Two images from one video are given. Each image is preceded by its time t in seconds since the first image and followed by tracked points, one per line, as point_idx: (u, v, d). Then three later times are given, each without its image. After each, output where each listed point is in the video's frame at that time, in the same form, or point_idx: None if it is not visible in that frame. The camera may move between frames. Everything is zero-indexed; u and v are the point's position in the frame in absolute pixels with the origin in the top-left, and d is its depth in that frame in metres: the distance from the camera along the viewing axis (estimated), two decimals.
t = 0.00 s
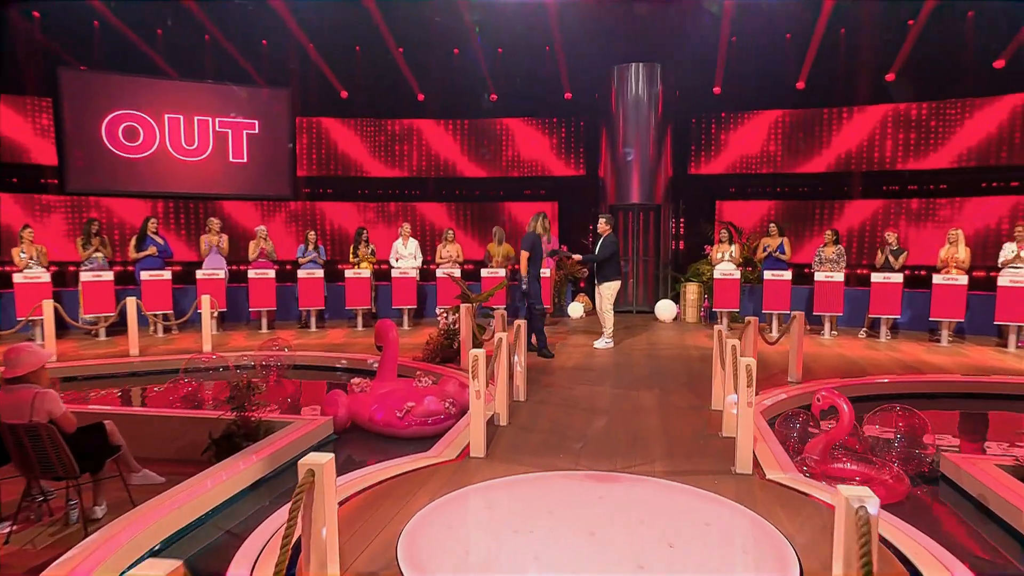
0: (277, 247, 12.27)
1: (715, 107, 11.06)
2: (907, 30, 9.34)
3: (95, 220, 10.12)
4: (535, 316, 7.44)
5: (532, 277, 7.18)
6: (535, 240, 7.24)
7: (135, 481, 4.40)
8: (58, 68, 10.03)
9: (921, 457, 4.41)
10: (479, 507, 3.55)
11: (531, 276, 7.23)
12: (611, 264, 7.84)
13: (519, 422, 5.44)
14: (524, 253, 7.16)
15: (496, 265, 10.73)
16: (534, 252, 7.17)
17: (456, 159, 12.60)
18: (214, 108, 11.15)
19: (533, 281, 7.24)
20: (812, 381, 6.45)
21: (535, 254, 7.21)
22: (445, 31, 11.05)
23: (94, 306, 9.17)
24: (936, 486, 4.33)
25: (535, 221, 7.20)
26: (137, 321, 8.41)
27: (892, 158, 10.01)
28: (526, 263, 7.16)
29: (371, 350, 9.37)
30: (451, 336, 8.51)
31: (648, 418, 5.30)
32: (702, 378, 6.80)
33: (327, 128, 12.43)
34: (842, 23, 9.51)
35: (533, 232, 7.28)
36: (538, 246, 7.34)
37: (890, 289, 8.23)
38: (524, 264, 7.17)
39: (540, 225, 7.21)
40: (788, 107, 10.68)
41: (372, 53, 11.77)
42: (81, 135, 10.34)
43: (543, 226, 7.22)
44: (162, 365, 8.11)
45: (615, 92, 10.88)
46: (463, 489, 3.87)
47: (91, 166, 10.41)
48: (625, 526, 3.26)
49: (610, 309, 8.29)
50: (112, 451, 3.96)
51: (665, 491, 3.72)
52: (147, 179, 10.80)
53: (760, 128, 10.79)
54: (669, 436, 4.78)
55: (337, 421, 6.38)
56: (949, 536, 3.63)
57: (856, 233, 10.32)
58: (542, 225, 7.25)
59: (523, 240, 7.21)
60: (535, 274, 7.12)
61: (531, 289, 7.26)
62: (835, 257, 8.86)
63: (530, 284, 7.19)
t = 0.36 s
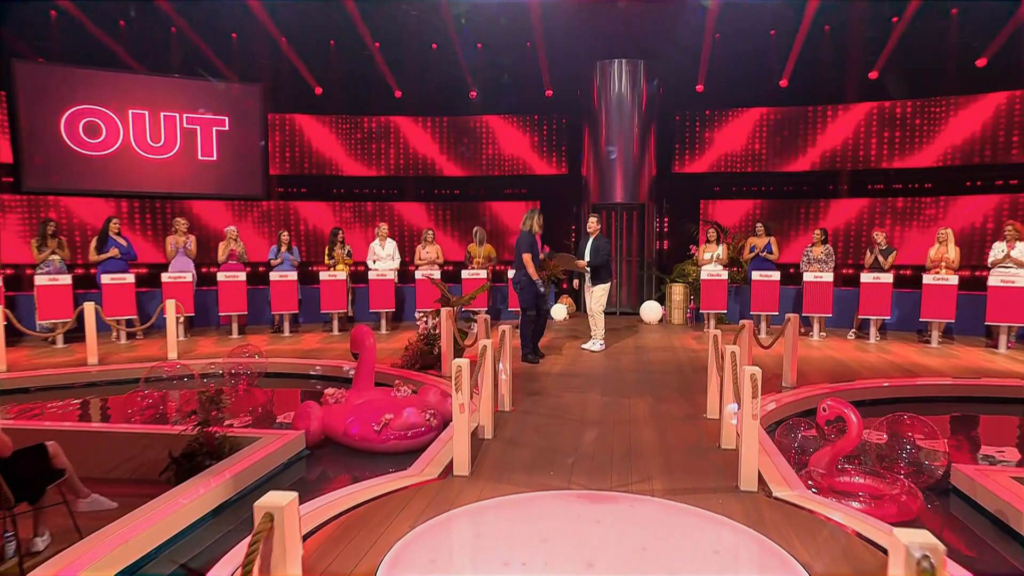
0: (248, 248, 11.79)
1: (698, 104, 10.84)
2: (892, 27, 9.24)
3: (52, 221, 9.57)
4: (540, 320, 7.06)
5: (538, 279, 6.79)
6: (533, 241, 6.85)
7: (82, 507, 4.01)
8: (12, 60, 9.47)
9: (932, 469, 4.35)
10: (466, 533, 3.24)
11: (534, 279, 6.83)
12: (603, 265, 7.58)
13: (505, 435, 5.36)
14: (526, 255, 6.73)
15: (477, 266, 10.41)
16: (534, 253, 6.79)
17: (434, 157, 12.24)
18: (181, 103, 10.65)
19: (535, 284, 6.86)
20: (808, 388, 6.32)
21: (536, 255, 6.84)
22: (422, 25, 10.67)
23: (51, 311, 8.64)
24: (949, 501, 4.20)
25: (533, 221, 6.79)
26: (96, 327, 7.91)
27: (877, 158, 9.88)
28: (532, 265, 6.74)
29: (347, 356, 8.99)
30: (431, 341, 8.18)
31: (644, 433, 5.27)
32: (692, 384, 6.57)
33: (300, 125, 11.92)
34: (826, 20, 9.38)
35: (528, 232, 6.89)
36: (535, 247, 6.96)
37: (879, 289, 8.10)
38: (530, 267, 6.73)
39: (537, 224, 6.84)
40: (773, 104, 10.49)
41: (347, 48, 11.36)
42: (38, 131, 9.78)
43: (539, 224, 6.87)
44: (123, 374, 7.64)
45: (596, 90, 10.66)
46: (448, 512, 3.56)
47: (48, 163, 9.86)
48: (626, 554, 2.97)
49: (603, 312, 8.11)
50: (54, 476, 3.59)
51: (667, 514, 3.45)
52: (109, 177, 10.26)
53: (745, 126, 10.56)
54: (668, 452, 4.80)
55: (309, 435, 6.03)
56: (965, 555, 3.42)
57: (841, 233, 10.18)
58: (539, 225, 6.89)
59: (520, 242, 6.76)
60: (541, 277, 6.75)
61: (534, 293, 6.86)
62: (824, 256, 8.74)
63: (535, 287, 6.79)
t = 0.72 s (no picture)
0: (218, 252, 11.30)
1: (684, 104, 10.61)
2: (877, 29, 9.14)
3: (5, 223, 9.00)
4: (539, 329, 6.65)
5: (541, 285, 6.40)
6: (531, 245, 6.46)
7: (16, 541, 3.68)
8: None
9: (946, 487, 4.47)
10: (449, 567, 2.91)
11: (535, 285, 6.41)
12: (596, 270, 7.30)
13: (489, 453, 5.39)
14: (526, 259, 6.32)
15: (458, 270, 10.08)
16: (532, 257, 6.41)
17: (414, 157, 11.90)
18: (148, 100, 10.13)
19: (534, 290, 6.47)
20: (803, 399, 6.29)
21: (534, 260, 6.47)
22: (401, 20, 10.36)
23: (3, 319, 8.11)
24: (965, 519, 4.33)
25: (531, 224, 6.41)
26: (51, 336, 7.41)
27: (863, 160, 9.78)
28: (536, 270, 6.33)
29: (322, 365, 8.60)
30: (410, 349, 7.84)
31: (640, 450, 5.38)
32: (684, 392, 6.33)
33: (275, 125, 11.53)
34: (812, 20, 9.24)
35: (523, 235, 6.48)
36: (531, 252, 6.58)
37: (870, 294, 7.97)
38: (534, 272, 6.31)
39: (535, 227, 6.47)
40: (759, 105, 10.31)
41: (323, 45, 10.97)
42: None
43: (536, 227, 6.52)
44: (79, 386, 7.16)
45: (580, 93, 10.39)
46: (427, 544, 3.22)
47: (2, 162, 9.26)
48: None
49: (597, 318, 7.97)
50: None
51: (668, 541, 3.17)
52: (70, 177, 9.68)
53: (731, 126, 10.40)
54: (664, 476, 4.86)
55: (278, 453, 5.73)
56: None
57: (828, 236, 10.00)
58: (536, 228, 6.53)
59: (518, 246, 6.33)
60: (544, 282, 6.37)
61: (535, 300, 6.44)
62: (814, 260, 8.60)
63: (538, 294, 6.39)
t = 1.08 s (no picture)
0: (183, 250, 10.70)
1: (672, 98, 10.27)
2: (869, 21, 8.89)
3: None
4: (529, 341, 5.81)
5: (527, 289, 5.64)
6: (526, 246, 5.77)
7: None
8: None
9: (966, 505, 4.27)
10: None
11: (523, 290, 5.72)
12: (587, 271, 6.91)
13: (471, 470, 5.05)
14: (513, 260, 5.64)
15: (437, 269, 9.64)
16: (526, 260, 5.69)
17: (391, 152, 11.39)
18: (107, 89, 9.47)
19: (522, 296, 5.70)
20: (800, 406, 6.03)
21: (526, 262, 5.74)
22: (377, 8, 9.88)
23: None
24: (983, 539, 4.20)
25: (530, 222, 5.76)
26: None
27: (855, 156, 9.50)
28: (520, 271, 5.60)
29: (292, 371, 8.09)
30: (386, 354, 7.40)
31: (635, 467, 5.07)
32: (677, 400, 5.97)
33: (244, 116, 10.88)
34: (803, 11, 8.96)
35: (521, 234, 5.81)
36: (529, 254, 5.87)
37: (866, 293, 7.69)
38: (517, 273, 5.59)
39: (536, 227, 5.79)
40: (748, 99, 9.97)
41: (294, 33, 10.42)
42: None
43: (540, 228, 5.82)
44: (24, 397, 6.59)
45: (564, 88, 10.00)
46: None
47: None
48: None
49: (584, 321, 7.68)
50: None
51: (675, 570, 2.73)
52: (19, 170, 9.01)
53: (720, 121, 10.05)
54: (662, 496, 4.56)
55: (240, 473, 5.35)
56: None
57: (818, 233, 9.76)
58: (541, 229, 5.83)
59: (508, 244, 5.69)
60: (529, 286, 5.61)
61: (522, 306, 5.67)
62: (806, 259, 8.33)
63: (522, 299, 5.63)
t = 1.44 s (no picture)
0: (145, 251, 10.08)
1: (660, 91, 9.85)
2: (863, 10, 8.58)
3: None
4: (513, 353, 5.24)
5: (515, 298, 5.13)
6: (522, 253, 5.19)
7: None
8: None
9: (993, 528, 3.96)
10: None
11: (510, 298, 5.19)
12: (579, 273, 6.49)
13: (452, 493, 4.59)
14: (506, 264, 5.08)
15: (416, 270, 9.15)
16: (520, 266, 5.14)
17: (367, 146, 10.88)
18: (59, 78, 8.80)
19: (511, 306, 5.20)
20: (802, 415, 5.66)
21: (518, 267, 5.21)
22: None
23: None
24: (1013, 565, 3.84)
25: (532, 227, 5.19)
26: None
27: (850, 150, 9.21)
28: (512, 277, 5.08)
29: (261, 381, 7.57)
30: (361, 361, 6.89)
31: (630, 489, 4.62)
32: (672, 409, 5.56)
33: (208, 108, 10.26)
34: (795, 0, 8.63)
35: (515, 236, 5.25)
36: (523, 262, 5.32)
37: (865, 294, 7.37)
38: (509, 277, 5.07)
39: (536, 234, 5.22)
40: (739, 91, 9.59)
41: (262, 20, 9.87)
42: None
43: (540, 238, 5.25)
44: None
45: (549, 81, 9.57)
46: None
47: None
48: None
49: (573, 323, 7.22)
50: None
51: None
52: None
53: (710, 115, 9.68)
54: (659, 521, 4.13)
55: (196, 498, 4.83)
56: None
57: (810, 230, 9.45)
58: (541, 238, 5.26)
59: (501, 246, 5.12)
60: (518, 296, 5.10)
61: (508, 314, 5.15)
62: (801, 257, 7.98)
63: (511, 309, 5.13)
